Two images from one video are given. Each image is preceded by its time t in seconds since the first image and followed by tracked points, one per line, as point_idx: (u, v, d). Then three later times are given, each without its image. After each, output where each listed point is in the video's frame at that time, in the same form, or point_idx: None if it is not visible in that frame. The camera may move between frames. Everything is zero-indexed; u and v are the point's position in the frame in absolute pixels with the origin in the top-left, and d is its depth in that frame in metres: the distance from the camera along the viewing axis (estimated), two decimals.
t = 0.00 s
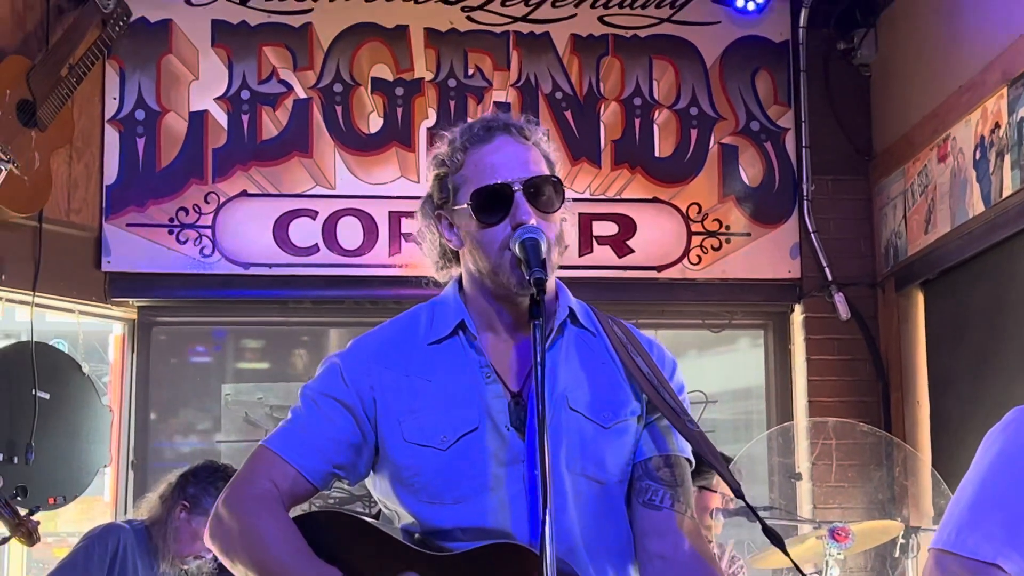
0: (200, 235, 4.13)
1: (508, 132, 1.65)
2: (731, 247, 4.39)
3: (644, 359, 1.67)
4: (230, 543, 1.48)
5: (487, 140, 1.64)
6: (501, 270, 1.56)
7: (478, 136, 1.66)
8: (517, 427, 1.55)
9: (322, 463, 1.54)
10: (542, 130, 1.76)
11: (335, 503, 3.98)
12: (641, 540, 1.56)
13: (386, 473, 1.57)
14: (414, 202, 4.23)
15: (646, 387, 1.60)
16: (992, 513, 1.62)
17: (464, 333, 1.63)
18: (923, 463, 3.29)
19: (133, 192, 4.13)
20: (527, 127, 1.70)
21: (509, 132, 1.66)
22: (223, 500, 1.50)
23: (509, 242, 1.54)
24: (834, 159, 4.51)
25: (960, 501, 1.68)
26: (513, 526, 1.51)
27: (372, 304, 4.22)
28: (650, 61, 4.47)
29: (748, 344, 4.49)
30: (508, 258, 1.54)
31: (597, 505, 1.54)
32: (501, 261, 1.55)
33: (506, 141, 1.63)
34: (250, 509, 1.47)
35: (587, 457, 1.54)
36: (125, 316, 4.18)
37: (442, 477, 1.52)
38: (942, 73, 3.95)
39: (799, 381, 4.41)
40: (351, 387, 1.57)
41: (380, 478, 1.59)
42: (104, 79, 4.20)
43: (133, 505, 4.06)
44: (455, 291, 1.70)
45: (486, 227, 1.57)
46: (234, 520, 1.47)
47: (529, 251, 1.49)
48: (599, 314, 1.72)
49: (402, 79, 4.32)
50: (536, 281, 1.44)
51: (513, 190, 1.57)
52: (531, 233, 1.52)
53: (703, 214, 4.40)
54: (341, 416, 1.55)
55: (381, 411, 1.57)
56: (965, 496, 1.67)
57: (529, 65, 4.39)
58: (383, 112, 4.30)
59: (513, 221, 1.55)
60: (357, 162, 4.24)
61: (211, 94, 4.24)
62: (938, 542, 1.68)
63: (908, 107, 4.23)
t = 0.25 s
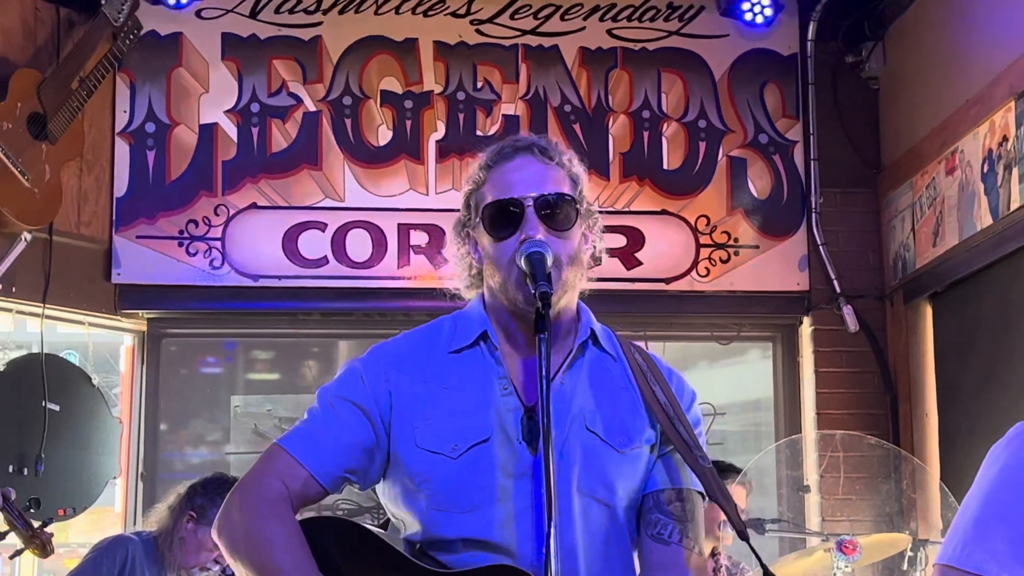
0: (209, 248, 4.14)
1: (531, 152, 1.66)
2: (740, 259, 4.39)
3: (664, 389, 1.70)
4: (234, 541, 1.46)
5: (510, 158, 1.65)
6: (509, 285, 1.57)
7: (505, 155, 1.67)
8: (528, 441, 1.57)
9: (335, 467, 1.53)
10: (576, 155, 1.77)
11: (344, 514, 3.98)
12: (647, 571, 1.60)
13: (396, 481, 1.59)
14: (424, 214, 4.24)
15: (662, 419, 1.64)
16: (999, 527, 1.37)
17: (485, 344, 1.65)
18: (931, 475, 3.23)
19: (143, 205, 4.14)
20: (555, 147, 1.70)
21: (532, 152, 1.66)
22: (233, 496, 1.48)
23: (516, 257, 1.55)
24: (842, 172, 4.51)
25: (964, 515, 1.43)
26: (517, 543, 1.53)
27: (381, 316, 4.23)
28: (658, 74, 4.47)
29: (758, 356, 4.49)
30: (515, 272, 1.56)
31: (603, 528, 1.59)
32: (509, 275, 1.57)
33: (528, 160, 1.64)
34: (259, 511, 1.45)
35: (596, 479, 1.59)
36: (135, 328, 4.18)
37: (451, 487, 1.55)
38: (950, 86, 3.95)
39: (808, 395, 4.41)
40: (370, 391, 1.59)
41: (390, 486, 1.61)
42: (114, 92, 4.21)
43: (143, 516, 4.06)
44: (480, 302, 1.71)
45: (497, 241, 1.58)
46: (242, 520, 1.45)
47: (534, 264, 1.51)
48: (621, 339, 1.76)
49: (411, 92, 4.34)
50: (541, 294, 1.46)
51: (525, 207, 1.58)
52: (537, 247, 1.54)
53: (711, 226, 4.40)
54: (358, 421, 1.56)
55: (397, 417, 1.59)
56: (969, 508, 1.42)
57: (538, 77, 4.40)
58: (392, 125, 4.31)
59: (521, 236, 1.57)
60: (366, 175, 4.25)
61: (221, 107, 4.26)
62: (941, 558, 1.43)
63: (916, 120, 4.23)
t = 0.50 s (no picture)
0: (215, 258, 4.14)
1: (541, 160, 1.65)
2: (746, 270, 4.39)
3: (671, 404, 1.69)
4: (242, 547, 1.47)
5: (518, 166, 1.64)
6: (515, 293, 1.57)
7: (515, 163, 1.66)
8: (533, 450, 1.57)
9: (342, 472, 1.53)
10: (589, 162, 1.76)
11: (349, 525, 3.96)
12: None
13: (402, 487, 1.59)
14: (429, 225, 4.24)
15: (668, 434, 1.64)
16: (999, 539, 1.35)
17: (493, 352, 1.65)
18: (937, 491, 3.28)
19: (149, 216, 4.14)
20: (566, 154, 1.69)
21: (541, 159, 1.66)
22: (240, 503, 1.49)
23: (520, 267, 1.55)
24: (848, 183, 4.50)
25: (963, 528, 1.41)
26: (519, 554, 1.52)
27: (386, 327, 4.23)
28: (664, 85, 4.47)
29: (765, 367, 4.48)
30: (519, 283, 1.56)
31: (606, 541, 1.58)
32: (514, 285, 1.57)
33: (535, 168, 1.64)
34: (266, 516, 1.46)
35: (600, 491, 1.58)
36: (141, 339, 4.19)
37: (455, 494, 1.55)
38: (956, 98, 3.95)
39: (813, 406, 4.39)
40: (378, 397, 1.59)
41: (395, 493, 1.61)
42: (121, 104, 4.21)
43: (149, 528, 4.05)
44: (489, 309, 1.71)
45: (504, 251, 1.58)
46: (249, 525, 1.46)
47: (538, 275, 1.51)
48: (630, 353, 1.75)
49: (417, 103, 4.34)
50: (544, 305, 1.46)
51: (530, 216, 1.58)
52: (540, 258, 1.54)
53: (716, 237, 4.40)
54: (365, 427, 1.57)
55: (404, 422, 1.59)
56: (968, 519, 1.40)
57: (544, 88, 4.40)
58: (399, 136, 4.32)
59: (526, 246, 1.56)
60: (372, 186, 4.26)
61: (227, 118, 4.26)
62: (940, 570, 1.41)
63: (922, 132, 4.23)
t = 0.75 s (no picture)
0: (220, 272, 4.15)
1: (547, 175, 1.66)
2: (750, 284, 4.39)
3: (679, 418, 1.69)
4: (249, 564, 1.45)
5: (525, 181, 1.65)
6: (520, 309, 1.58)
7: (522, 177, 1.67)
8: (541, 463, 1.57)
9: (352, 488, 1.53)
10: (595, 177, 1.76)
11: (353, 538, 3.96)
12: None
13: (411, 502, 1.58)
14: (434, 238, 4.25)
15: (676, 446, 1.63)
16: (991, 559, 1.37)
17: (501, 365, 1.65)
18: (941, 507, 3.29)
19: (154, 229, 4.15)
20: (571, 168, 1.69)
21: (547, 174, 1.66)
22: (247, 521, 1.47)
23: (525, 282, 1.55)
24: (852, 197, 4.51)
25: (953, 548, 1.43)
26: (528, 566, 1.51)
27: (391, 340, 4.23)
28: (668, 99, 4.48)
29: (770, 380, 4.48)
30: (525, 298, 1.56)
31: (615, 554, 1.57)
32: (519, 300, 1.57)
33: (542, 183, 1.64)
34: (275, 538, 1.45)
35: (608, 504, 1.58)
36: (146, 352, 4.19)
37: (464, 508, 1.54)
38: (960, 113, 3.95)
39: (818, 420, 4.39)
40: (387, 410, 1.59)
41: (404, 508, 1.60)
42: (126, 117, 4.22)
43: (153, 541, 4.05)
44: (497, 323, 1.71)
45: (510, 266, 1.58)
46: (257, 545, 1.45)
47: (542, 291, 1.51)
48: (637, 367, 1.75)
49: (422, 117, 4.36)
50: (548, 321, 1.46)
51: (536, 231, 1.57)
52: (544, 273, 1.54)
53: (721, 251, 4.40)
54: (375, 442, 1.57)
55: (412, 436, 1.59)
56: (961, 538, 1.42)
57: (548, 102, 4.41)
58: (403, 150, 4.32)
59: (531, 261, 1.56)
60: (377, 200, 4.27)
61: (232, 132, 4.27)
62: None
63: (926, 146, 4.24)
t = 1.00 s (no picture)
0: (222, 285, 4.13)
1: (550, 188, 1.64)
2: (754, 297, 4.37)
3: (684, 431, 1.67)
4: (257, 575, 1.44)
5: (528, 195, 1.63)
6: (524, 324, 1.56)
7: (525, 190, 1.65)
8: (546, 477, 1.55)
9: (355, 502, 1.51)
10: (598, 190, 1.75)
11: (356, 552, 3.94)
12: None
13: (414, 516, 1.56)
14: (437, 251, 4.24)
15: (682, 459, 1.61)
16: None
17: (504, 380, 1.63)
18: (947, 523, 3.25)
19: (156, 242, 4.14)
20: (574, 182, 1.67)
21: (551, 188, 1.64)
22: (255, 530, 1.46)
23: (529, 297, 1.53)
24: (856, 210, 4.49)
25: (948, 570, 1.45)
26: None
27: (393, 353, 4.22)
28: (671, 112, 4.47)
29: (774, 393, 4.46)
30: (529, 312, 1.54)
31: (620, 568, 1.55)
32: (523, 314, 1.55)
33: (545, 197, 1.62)
34: (282, 546, 1.44)
35: (614, 517, 1.56)
36: (148, 366, 4.17)
37: (468, 522, 1.53)
38: (964, 126, 3.94)
39: (822, 434, 4.37)
40: (391, 424, 1.58)
41: (408, 522, 1.58)
42: (129, 131, 4.20)
43: (155, 555, 4.03)
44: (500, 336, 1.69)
45: (513, 280, 1.56)
46: (264, 554, 1.43)
47: (546, 306, 1.49)
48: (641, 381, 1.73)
49: (425, 130, 4.35)
50: (552, 336, 1.44)
51: (540, 246, 1.56)
52: (548, 288, 1.52)
53: (724, 264, 4.38)
54: (379, 456, 1.55)
55: (417, 450, 1.57)
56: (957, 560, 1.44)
57: (551, 115, 4.41)
58: (406, 163, 4.32)
59: (535, 276, 1.55)
60: (380, 213, 4.25)
61: (234, 145, 4.26)
62: None
63: (930, 159, 4.22)
